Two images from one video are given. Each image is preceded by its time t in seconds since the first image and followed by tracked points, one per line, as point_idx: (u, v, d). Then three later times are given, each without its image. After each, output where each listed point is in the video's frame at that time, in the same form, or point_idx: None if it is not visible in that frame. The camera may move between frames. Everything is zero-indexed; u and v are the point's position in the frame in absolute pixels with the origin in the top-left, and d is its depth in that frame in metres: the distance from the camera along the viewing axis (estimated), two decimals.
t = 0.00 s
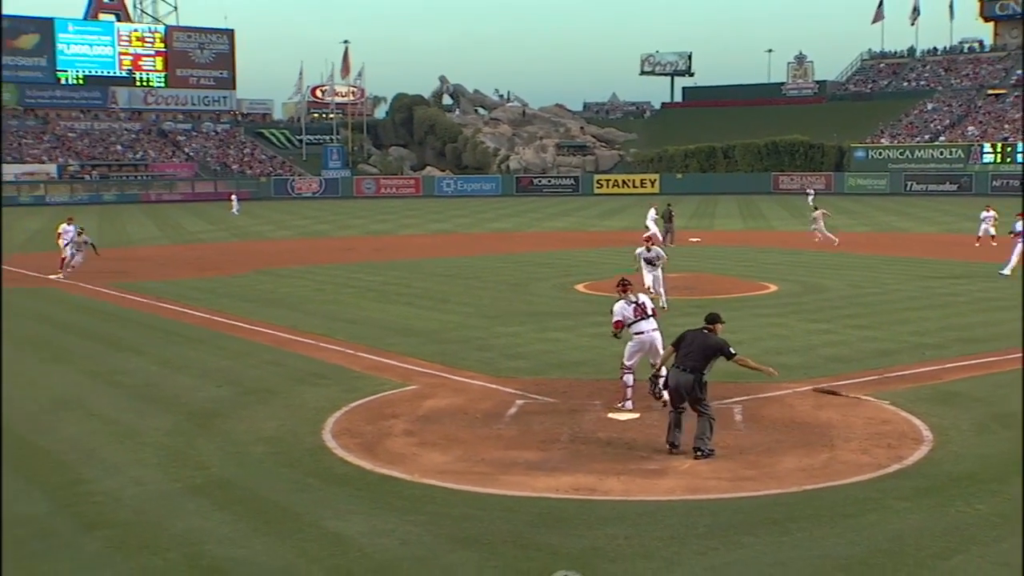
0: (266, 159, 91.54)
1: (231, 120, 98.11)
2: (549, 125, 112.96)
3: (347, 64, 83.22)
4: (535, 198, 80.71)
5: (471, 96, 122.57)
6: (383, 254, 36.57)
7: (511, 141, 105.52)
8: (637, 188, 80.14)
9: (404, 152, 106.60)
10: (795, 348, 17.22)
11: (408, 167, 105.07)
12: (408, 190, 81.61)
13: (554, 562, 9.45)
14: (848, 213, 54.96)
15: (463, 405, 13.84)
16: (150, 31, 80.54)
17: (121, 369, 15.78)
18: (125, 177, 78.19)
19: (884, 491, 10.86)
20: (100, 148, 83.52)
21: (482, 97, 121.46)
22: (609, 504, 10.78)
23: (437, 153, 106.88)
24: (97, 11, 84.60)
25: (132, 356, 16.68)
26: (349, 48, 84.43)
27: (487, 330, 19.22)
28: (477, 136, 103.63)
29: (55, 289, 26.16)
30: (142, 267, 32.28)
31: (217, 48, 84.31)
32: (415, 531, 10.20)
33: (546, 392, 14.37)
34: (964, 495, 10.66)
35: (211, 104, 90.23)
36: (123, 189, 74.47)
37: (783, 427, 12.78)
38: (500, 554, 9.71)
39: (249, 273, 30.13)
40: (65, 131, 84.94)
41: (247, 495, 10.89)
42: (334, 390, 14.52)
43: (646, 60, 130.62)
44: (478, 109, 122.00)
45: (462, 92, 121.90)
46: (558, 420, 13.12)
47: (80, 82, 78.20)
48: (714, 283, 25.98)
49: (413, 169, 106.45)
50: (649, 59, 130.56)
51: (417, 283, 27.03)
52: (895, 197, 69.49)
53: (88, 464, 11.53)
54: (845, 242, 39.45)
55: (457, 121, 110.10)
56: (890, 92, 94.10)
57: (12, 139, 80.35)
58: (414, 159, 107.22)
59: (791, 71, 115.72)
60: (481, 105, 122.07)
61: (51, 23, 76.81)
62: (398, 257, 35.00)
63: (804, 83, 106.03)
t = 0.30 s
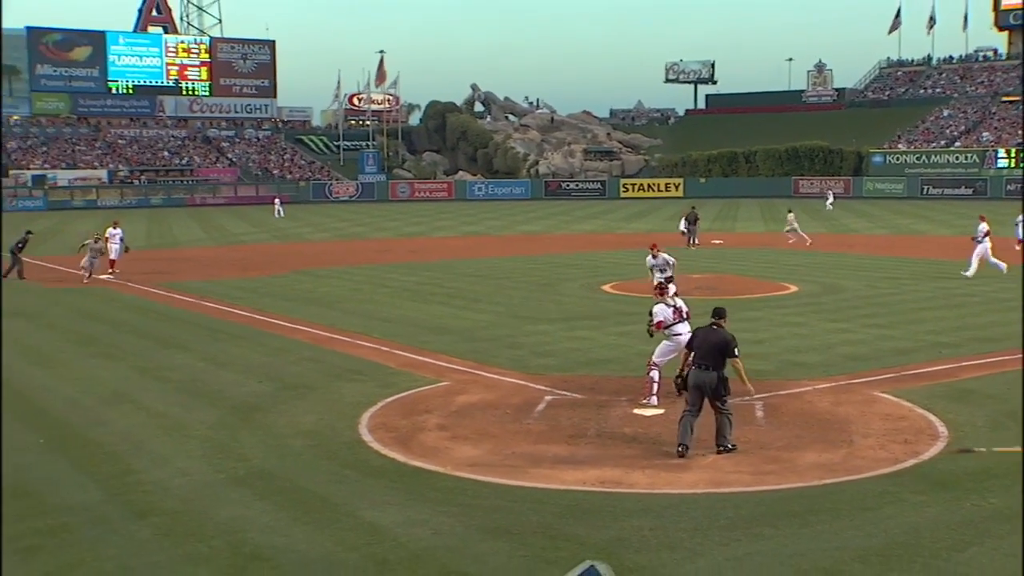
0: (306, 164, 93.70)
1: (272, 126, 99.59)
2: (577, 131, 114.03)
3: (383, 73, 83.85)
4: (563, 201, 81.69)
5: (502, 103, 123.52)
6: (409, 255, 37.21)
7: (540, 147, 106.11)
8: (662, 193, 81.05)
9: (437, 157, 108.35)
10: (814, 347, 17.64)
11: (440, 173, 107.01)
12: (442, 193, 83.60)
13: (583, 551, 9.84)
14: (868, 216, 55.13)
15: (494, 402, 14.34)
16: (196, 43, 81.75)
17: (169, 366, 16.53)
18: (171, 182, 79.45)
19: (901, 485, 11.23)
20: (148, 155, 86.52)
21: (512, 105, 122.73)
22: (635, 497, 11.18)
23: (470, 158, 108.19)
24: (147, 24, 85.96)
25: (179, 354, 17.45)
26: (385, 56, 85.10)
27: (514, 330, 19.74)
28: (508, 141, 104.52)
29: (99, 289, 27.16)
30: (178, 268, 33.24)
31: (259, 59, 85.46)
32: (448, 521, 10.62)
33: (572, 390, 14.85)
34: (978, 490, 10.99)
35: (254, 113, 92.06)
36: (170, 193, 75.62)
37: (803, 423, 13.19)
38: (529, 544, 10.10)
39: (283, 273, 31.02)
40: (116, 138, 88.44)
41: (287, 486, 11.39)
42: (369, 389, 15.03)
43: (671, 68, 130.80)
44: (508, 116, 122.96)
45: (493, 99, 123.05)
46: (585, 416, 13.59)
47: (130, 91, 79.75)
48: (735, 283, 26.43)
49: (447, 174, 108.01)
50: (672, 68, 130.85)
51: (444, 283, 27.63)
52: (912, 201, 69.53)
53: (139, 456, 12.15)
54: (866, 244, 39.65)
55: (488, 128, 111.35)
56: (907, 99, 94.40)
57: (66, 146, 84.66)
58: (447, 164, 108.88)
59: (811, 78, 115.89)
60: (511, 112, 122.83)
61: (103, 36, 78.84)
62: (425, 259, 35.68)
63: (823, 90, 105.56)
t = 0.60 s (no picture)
0: (330, 167, 95.00)
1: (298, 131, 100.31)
2: (593, 135, 114.50)
3: (404, 80, 84.26)
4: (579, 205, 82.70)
5: (519, 109, 123.98)
6: (424, 256, 37.60)
7: (557, 151, 106.80)
8: (675, 196, 81.37)
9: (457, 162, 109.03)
10: (824, 345, 17.98)
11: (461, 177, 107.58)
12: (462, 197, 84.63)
13: (598, 542, 10.13)
14: (879, 219, 55.29)
15: (512, 400, 14.73)
16: (224, 51, 83.01)
17: (199, 364, 17.00)
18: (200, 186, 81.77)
19: (909, 481, 11.49)
20: (180, 159, 88.29)
21: (530, 110, 123.17)
22: (648, 491, 11.49)
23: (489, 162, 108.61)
24: (178, 34, 86.61)
25: (207, 352, 17.96)
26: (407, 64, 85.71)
27: (529, 330, 20.15)
28: (526, 146, 105.19)
29: (127, 289, 27.81)
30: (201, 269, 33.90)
31: (285, 66, 86.53)
32: (467, 514, 10.93)
33: (590, 387, 15.27)
34: (984, 487, 11.25)
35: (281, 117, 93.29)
36: (199, 196, 77.52)
37: (812, 419, 13.55)
38: (546, 535, 10.36)
39: (303, 273, 31.60)
40: (149, 142, 89.46)
41: (311, 480, 11.72)
42: (389, 387, 15.42)
43: (683, 75, 131.32)
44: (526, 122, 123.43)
45: (511, 104, 123.51)
46: (601, 413, 13.96)
47: (161, 99, 81.30)
48: (745, 284, 26.80)
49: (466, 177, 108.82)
50: (686, 75, 131.35)
51: (460, 284, 28.09)
52: (920, 204, 69.68)
53: (170, 451, 12.55)
54: (877, 246, 39.89)
55: (505, 132, 111.97)
56: (915, 104, 94.56)
57: (101, 151, 86.04)
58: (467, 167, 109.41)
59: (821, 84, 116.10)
60: (529, 117, 123.35)
61: (136, 45, 79.84)
62: (442, 260, 36.20)
63: (833, 96, 106.21)
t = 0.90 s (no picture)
0: (350, 168, 95.41)
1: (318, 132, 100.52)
2: (611, 135, 114.46)
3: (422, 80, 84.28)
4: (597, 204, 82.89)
5: (537, 109, 123.97)
6: (442, 256, 37.68)
7: (575, 151, 106.98)
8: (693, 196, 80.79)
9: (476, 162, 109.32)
10: (842, 345, 17.98)
11: (479, 177, 107.91)
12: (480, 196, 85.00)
13: (615, 541, 10.18)
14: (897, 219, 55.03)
15: (530, 400, 14.81)
16: (245, 52, 82.55)
17: (221, 363, 17.17)
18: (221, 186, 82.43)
19: (926, 480, 11.51)
20: (201, 159, 88.85)
21: (548, 110, 123.16)
22: (666, 490, 11.54)
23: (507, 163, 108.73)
24: (199, 35, 86.84)
25: (228, 351, 18.14)
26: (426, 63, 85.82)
27: (546, 330, 20.23)
28: (544, 146, 105.36)
29: (149, 288, 28.07)
30: (222, 269, 34.17)
31: (305, 67, 87.36)
32: (484, 512, 11.00)
33: (607, 387, 15.32)
34: (1001, 487, 11.22)
35: (300, 118, 93.64)
36: (221, 196, 78.37)
37: (829, 419, 13.57)
38: (563, 533, 10.42)
39: (322, 273, 31.79)
40: (170, 143, 90.11)
41: (330, 478, 11.82)
42: (407, 386, 15.50)
43: (701, 75, 131.14)
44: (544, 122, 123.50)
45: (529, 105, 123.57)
46: (618, 412, 14.04)
47: (183, 99, 81.14)
48: (761, 284, 26.80)
49: (485, 177, 109.02)
50: (703, 75, 131.21)
51: (476, 283, 28.18)
52: (937, 204, 69.26)
53: (191, 448, 12.68)
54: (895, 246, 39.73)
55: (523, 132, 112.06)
56: (933, 104, 94.02)
57: (123, 151, 86.73)
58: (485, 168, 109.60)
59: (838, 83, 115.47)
60: (547, 118, 123.38)
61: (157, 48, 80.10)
62: (460, 260, 36.32)
63: (850, 96, 105.69)
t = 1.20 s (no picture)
0: (369, 167, 95.73)
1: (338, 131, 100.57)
2: (630, 134, 114.39)
3: (440, 79, 84.30)
4: (616, 203, 83.04)
5: (557, 109, 124.07)
6: (461, 255, 37.71)
7: (594, 150, 107.15)
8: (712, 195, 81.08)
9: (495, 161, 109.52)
10: (862, 345, 17.90)
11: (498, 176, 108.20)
12: (498, 196, 84.99)
13: (633, 541, 10.15)
14: (917, 218, 54.64)
15: (548, 399, 14.86)
16: (264, 52, 83.82)
17: (240, 361, 17.26)
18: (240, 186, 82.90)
19: (947, 481, 11.44)
20: (220, 159, 89.44)
21: (567, 110, 123.16)
22: (684, 489, 11.50)
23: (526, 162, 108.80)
24: (219, 36, 87.17)
25: (247, 349, 18.22)
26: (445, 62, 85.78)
27: (565, 328, 20.27)
28: (563, 146, 105.49)
29: (169, 287, 28.25)
30: (242, 267, 34.32)
31: (324, 67, 87.56)
32: (503, 511, 10.99)
33: (625, 386, 15.35)
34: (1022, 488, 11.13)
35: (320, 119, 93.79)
36: (240, 196, 78.80)
37: (849, 419, 13.54)
38: (582, 533, 10.42)
39: (341, 272, 31.90)
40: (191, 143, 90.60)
41: (349, 477, 11.85)
42: (425, 386, 15.55)
43: (721, 74, 130.85)
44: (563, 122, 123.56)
45: (548, 105, 123.71)
46: (636, 412, 14.03)
47: (203, 99, 81.85)
48: (781, 283, 26.72)
49: (504, 177, 109.12)
50: (722, 74, 130.87)
51: (495, 282, 28.21)
52: (957, 204, 68.62)
53: (211, 447, 12.77)
54: (916, 245, 39.52)
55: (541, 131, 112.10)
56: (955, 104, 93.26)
57: (144, 151, 87.25)
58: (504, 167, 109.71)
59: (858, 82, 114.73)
60: (566, 117, 123.33)
61: (178, 47, 80.86)
62: (479, 258, 36.39)
63: (871, 95, 105.19)
